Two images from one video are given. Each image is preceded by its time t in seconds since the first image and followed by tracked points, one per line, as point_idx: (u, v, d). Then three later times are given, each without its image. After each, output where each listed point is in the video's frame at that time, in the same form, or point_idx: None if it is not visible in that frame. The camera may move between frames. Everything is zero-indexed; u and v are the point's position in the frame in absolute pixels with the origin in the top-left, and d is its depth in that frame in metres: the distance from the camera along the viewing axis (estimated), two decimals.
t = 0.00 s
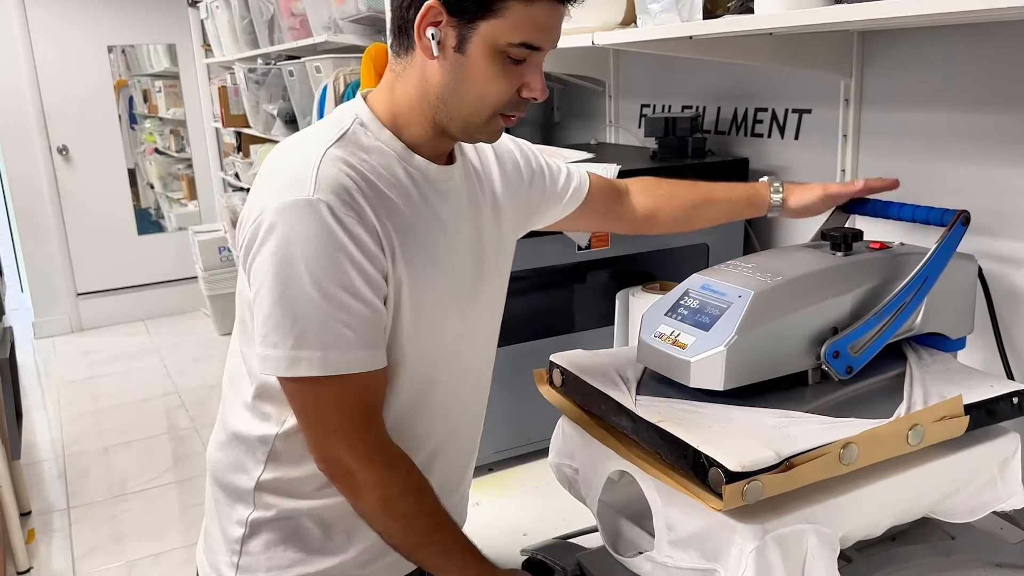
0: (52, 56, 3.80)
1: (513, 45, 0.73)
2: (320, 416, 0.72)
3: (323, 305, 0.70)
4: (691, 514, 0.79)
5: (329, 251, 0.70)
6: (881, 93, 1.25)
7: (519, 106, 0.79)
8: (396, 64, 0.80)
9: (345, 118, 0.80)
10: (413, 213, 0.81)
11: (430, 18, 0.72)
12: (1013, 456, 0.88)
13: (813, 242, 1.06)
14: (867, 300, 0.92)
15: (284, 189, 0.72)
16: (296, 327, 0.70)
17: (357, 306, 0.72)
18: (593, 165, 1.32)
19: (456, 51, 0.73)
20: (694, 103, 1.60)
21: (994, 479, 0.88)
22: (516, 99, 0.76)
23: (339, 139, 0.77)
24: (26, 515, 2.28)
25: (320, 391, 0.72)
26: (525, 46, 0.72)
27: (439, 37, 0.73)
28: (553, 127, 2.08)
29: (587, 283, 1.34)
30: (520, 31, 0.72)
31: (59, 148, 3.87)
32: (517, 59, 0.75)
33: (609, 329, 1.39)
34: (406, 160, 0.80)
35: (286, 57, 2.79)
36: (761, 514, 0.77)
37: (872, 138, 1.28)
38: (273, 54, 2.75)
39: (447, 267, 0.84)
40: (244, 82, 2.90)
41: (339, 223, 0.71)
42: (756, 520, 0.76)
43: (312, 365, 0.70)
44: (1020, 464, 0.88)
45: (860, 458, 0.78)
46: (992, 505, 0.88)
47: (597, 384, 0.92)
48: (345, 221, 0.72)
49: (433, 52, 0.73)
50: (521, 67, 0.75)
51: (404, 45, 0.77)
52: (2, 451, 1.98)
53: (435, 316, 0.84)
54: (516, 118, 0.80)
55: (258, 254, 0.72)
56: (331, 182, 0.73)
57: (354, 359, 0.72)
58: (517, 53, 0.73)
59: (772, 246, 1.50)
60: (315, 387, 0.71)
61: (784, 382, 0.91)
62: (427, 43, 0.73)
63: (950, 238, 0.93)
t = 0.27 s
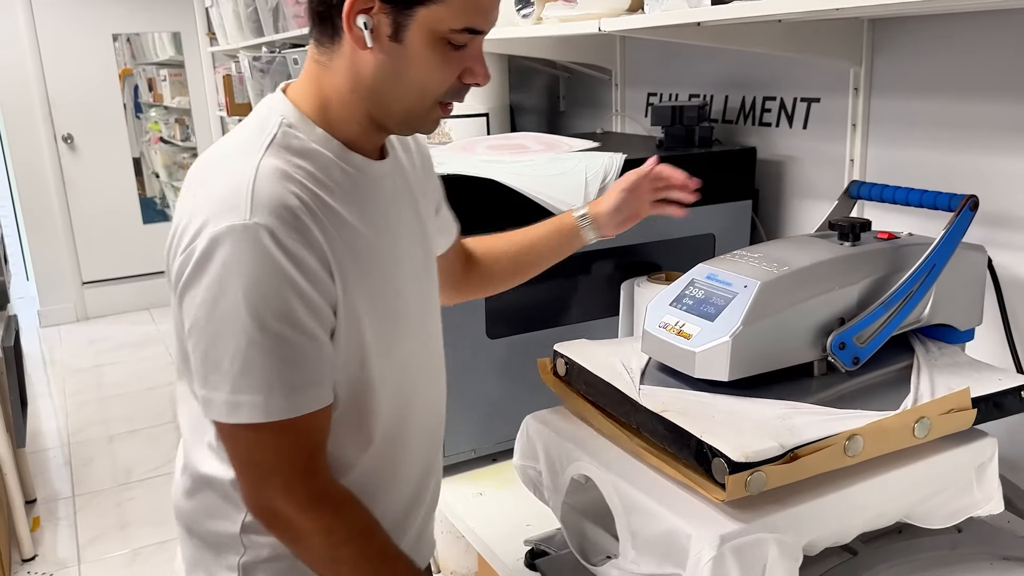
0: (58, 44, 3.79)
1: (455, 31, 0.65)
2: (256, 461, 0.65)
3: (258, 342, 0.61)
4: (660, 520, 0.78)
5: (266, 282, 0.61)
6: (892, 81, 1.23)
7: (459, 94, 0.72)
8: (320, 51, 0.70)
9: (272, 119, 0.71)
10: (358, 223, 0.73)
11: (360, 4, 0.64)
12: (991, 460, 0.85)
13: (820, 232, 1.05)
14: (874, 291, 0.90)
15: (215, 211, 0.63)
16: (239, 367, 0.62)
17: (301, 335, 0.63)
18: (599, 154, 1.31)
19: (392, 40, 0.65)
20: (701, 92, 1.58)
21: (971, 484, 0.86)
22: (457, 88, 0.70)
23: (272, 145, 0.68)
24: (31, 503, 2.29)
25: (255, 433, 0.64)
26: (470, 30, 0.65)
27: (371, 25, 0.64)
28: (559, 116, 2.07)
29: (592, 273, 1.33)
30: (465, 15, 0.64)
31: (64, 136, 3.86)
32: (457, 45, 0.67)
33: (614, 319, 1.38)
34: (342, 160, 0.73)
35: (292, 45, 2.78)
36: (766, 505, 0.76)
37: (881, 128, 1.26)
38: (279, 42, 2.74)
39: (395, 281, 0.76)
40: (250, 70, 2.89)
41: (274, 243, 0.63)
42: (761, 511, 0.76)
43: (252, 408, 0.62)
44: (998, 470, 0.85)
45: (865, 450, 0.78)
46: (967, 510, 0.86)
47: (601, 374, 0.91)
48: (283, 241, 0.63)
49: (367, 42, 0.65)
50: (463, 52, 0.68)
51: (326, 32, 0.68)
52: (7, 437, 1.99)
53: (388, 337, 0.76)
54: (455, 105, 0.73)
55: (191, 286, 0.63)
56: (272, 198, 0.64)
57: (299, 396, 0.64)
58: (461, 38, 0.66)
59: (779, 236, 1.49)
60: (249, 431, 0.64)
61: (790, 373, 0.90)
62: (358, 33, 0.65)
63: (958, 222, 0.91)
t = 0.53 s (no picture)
0: (67, 35, 3.80)
1: (373, 30, 0.67)
2: (164, 540, 0.62)
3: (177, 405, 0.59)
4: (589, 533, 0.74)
5: (187, 336, 0.59)
6: (909, 72, 1.22)
7: (373, 95, 0.73)
8: (217, 60, 0.69)
9: (168, 140, 0.68)
10: (273, 258, 0.70)
11: (266, 7, 0.63)
12: (953, 474, 0.81)
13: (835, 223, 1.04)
14: (891, 282, 0.90)
15: (120, 252, 0.60)
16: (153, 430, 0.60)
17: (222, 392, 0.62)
18: (611, 145, 1.30)
19: (304, 42, 0.65)
20: (714, 82, 1.57)
21: (931, 498, 0.82)
22: (374, 90, 0.72)
23: (174, 173, 0.66)
24: (43, 491, 2.30)
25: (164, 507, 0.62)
26: (389, 30, 0.66)
27: (280, 28, 0.64)
28: (570, 106, 2.06)
29: (604, 265, 1.33)
30: (381, 15, 0.66)
31: (74, 127, 3.87)
32: (372, 46, 0.69)
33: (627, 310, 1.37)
34: (248, 178, 0.72)
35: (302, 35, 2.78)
36: (783, 498, 0.76)
37: (897, 119, 1.25)
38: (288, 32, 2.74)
39: (312, 310, 0.75)
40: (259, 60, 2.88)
41: (197, 290, 0.60)
42: (778, 503, 0.75)
43: (166, 481, 0.61)
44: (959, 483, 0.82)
45: (882, 443, 0.77)
46: (927, 527, 0.81)
47: (616, 365, 0.91)
48: (207, 286, 0.61)
49: (276, 47, 0.64)
50: (378, 52, 0.69)
51: (227, 38, 0.67)
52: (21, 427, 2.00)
53: (303, 366, 0.75)
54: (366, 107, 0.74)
55: (93, 332, 0.60)
56: (188, 238, 0.61)
57: (216, 461, 0.62)
58: (377, 38, 0.68)
59: (793, 228, 1.48)
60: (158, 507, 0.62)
61: (806, 365, 0.90)
62: (267, 38, 0.64)
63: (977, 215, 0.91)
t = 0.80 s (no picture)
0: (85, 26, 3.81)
1: None
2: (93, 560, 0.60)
3: (101, 409, 0.58)
4: (548, 548, 0.71)
5: (112, 326, 0.58)
6: (939, 60, 1.21)
7: (317, 63, 0.74)
8: (143, 34, 0.68)
9: (94, 118, 0.68)
10: (198, 244, 0.71)
11: None
12: (939, 483, 0.79)
13: (867, 213, 1.03)
14: (925, 272, 0.89)
15: (35, 240, 0.59)
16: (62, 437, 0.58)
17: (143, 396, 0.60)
18: (636, 134, 1.30)
19: (238, 6, 0.65)
20: (738, 71, 1.56)
21: (915, 509, 0.79)
22: (317, 57, 0.72)
23: (99, 156, 0.65)
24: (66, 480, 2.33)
25: (86, 516, 0.59)
26: None
27: None
28: (590, 96, 2.05)
29: (628, 255, 1.33)
30: None
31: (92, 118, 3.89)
32: (308, 8, 0.69)
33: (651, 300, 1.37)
34: (178, 159, 0.73)
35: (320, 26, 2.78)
36: (820, 489, 0.76)
37: (926, 108, 1.24)
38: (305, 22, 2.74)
39: (239, 301, 0.77)
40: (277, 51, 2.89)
41: (123, 286, 0.60)
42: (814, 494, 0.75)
43: (75, 490, 0.58)
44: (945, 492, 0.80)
45: (919, 434, 0.77)
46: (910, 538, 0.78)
47: (646, 355, 0.91)
48: (130, 277, 0.60)
49: (208, 12, 0.64)
50: (316, 14, 0.70)
51: (153, 7, 0.66)
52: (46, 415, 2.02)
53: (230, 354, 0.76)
54: (313, 76, 0.74)
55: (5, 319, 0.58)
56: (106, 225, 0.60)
57: (145, 469, 0.61)
58: None
59: (818, 218, 1.47)
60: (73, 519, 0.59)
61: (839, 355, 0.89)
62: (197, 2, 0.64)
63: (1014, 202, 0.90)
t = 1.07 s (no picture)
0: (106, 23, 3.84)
1: None
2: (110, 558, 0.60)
3: (66, 402, 0.57)
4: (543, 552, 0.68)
5: (81, 315, 0.58)
6: (969, 51, 1.19)
7: (279, 38, 0.72)
8: (93, 23, 0.67)
9: (44, 111, 0.67)
10: (159, 229, 0.72)
11: None
12: (949, 485, 0.77)
13: (899, 204, 1.02)
14: (961, 263, 0.88)
15: None
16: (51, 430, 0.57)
17: (110, 390, 0.59)
18: (663, 126, 1.29)
19: None
20: (763, 63, 1.55)
21: (925, 510, 0.77)
22: (277, 30, 0.71)
23: (49, 147, 0.65)
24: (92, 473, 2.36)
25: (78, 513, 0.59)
26: None
27: None
28: (611, 89, 2.04)
29: (653, 248, 1.32)
30: None
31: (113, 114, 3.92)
32: None
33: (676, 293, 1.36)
34: (141, 150, 0.73)
35: (338, 21, 2.78)
36: (856, 482, 0.76)
37: (955, 99, 1.23)
38: (324, 17, 2.75)
39: (212, 287, 0.78)
40: (295, 46, 2.89)
41: (81, 273, 0.59)
42: (851, 487, 0.75)
43: (80, 485, 0.58)
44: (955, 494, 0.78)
45: (957, 426, 0.76)
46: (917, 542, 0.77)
47: (677, 347, 0.90)
48: (87, 262, 0.59)
49: None
50: None
51: None
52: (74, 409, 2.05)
53: (206, 343, 0.76)
54: (274, 53, 0.73)
55: None
56: (61, 216, 0.60)
57: (149, 455, 0.62)
58: None
59: (844, 211, 1.46)
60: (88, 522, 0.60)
61: (873, 348, 0.88)
62: None
63: None
